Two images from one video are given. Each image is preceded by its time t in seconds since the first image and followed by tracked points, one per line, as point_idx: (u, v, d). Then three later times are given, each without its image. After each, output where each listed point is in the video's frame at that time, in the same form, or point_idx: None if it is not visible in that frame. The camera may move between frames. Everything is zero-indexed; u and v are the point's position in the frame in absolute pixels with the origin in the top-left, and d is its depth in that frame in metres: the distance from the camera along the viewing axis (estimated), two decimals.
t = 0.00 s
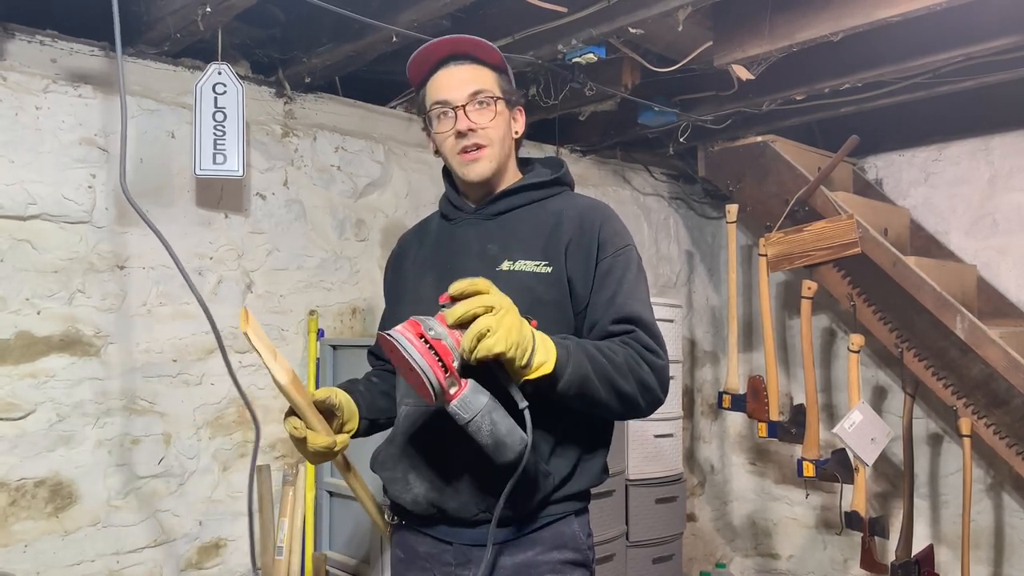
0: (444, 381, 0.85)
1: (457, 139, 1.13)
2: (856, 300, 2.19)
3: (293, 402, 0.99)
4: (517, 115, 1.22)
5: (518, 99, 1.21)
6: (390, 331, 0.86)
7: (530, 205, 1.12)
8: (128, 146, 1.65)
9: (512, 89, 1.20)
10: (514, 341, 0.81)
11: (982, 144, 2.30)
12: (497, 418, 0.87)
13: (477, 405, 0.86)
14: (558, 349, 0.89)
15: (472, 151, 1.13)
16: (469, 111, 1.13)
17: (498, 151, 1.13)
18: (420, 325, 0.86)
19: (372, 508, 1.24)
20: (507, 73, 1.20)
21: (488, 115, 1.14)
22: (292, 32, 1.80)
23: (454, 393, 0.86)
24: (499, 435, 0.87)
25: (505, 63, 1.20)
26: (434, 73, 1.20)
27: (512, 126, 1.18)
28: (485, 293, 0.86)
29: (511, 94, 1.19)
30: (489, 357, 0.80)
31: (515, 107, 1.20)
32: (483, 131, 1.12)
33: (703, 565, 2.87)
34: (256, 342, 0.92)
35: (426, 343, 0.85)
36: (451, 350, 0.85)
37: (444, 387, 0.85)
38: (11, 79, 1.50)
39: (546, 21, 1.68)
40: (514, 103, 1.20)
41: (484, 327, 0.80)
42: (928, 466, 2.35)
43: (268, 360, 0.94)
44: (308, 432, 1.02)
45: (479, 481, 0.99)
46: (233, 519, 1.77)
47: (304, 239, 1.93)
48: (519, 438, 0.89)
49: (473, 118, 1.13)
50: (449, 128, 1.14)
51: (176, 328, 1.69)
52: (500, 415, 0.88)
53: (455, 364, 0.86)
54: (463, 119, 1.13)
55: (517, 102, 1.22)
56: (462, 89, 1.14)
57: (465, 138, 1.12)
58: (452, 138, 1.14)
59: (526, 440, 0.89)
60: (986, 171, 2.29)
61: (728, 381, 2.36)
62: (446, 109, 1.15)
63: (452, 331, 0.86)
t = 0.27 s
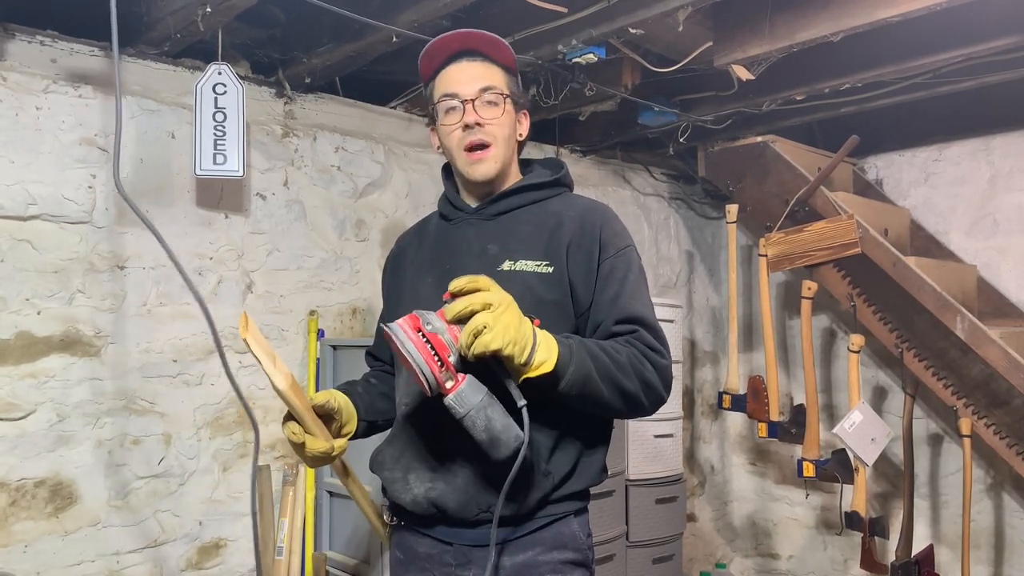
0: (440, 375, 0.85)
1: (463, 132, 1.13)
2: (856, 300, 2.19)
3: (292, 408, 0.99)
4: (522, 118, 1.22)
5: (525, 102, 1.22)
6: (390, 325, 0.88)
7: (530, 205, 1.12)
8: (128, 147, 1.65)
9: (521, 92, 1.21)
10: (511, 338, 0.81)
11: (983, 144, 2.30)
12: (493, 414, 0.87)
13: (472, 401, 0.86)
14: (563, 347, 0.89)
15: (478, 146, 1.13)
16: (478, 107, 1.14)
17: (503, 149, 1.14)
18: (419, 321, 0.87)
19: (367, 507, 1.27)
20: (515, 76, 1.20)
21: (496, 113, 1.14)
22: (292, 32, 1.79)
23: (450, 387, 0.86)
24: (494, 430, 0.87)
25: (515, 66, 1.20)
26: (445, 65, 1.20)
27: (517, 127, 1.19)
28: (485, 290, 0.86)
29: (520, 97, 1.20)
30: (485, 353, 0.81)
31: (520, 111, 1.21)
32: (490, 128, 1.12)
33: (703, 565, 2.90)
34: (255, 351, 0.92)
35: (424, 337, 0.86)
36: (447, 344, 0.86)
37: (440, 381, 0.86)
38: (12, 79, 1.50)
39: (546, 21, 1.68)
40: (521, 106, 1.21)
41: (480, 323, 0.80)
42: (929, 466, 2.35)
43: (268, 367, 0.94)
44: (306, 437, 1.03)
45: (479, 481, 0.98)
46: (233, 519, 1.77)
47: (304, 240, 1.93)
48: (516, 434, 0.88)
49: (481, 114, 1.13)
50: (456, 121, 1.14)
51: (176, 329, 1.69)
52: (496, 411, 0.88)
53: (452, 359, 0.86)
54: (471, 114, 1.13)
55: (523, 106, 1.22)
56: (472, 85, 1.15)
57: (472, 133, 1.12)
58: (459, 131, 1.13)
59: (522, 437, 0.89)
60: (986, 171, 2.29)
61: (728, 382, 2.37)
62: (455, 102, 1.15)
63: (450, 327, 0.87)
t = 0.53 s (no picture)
0: (453, 389, 0.84)
1: (461, 138, 1.13)
2: (855, 300, 2.19)
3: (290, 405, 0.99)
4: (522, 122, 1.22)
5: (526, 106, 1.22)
6: (398, 339, 0.86)
7: (530, 206, 1.12)
8: (128, 147, 1.65)
9: (523, 95, 1.20)
10: (523, 349, 0.81)
11: (983, 144, 2.30)
12: (506, 425, 0.87)
13: (485, 413, 0.86)
14: (567, 353, 0.89)
15: (476, 152, 1.13)
16: (477, 112, 1.13)
17: (501, 155, 1.14)
18: (428, 335, 0.86)
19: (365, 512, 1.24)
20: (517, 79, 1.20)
21: (495, 118, 1.14)
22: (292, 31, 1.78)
23: (462, 400, 0.85)
24: (508, 441, 0.87)
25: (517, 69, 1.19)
26: (447, 68, 1.20)
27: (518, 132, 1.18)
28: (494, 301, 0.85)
29: (521, 101, 1.19)
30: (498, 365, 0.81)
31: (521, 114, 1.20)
32: (488, 134, 1.12)
33: (703, 565, 2.91)
34: (257, 344, 0.92)
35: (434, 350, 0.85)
36: (459, 358, 0.84)
37: (453, 395, 0.85)
38: (12, 79, 1.50)
39: (546, 21, 1.68)
40: (523, 110, 1.20)
41: (492, 335, 0.80)
42: (928, 466, 2.35)
43: (269, 361, 0.94)
44: (304, 435, 1.03)
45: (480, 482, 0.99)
46: (233, 519, 1.77)
47: (304, 240, 1.94)
48: (528, 444, 0.89)
49: (479, 121, 1.13)
50: (455, 126, 1.14)
51: (176, 329, 1.70)
52: (509, 421, 0.88)
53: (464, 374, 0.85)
54: (469, 120, 1.13)
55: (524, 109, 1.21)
56: (471, 91, 1.14)
57: (470, 139, 1.12)
58: (457, 137, 1.13)
59: (535, 446, 0.89)
60: (986, 171, 2.29)
61: (728, 382, 2.36)
62: (454, 108, 1.15)
63: (461, 339, 0.85)
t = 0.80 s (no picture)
0: (464, 339, 0.81)
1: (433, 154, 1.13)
2: (855, 300, 2.19)
3: (288, 401, 0.98)
4: (511, 118, 1.16)
5: (511, 99, 1.16)
6: (413, 285, 0.84)
7: (530, 207, 1.12)
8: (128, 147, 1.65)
9: (503, 91, 1.15)
10: (534, 308, 0.80)
11: (983, 144, 2.30)
12: (510, 384, 0.85)
13: (492, 367, 0.83)
14: (575, 328, 0.87)
15: (449, 167, 1.12)
16: (444, 125, 1.11)
17: (476, 164, 1.12)
18: (443, 283, 0.83)
19: (363, 513, 1.43)
20: (494, 79, 1.14)
21: (462, 129, 1.11)
22: (293, 32, 1.80)
23: (470, 352, 0.83)
24: (510, 401, 0.85)
25: (491, 70, 1.13)
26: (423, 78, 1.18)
27: (500, 133, 1.14)
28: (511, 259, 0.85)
29: (500, 99, 1.14)
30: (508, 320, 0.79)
31: (505, 112, 1.15)
32: (457, 147, 1.11)
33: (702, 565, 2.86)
34: (251, 337, 0.91)
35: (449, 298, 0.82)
36: (472, 308, 0.82)
37: (463, 345, 0.82)
38: (12, 79, 1.50)
39: (547, 21, 1.69)
40: (506, 105, 1.15)
41: (508, 287, 0.79)
42: (928, 466, 2.35)
43: (264, 355, 0.93)
44: (302, 432, 1.01)
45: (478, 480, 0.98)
46: (232, 520, 1.77)
47: (305, 240, 1.94)
48: (529, 408, 0.87)
49: (445, 135, 1.11)
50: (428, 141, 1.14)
51: (176, 329, 1.70)
52: (513, 382, 0.85)
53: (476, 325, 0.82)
54: (436, 135, 1.11)
55: (511, 105, 1.15)
56: (439, 103, 1.13)
57: (440, 155, 1.12)
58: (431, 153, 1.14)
59: (534, 412, 0.88)
60: (986, 171, 2.29)
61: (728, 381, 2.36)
62: (425, 123, 1.15)
63: (475, 290, 0.83)
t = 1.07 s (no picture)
0: (453, 358, 0.82)
1: (436, 144, 1.12)
2: (855, 300, 2.19)
3: (289, 393, 0.98)
4: (511, 115, 1.17)
5: (513, 97, 1.17)
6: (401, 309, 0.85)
7: (527, 206, 1.12)
8: (127, 146, 1.65)
9: (507, 88, 1.15)
10: (522, 324, 0.79)
11: (983, 144, 2.30)
12: (504, 400, 0.85)
13: (483, 384, 0.84)
14: (569, 338, 0.88)
15: (453, 156, 1.11)
16: (449, 117, 1.11)
17: (478, 157, 1.12)
18: (431, 305, 0.84)
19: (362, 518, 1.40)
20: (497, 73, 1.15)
21: (467, 121, 1.11)
22: (292, 32, 1.80)
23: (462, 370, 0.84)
24: (505, 416, 0.86)
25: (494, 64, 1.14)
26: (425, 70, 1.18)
27: (500, 129, 1.15)
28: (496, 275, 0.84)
29: (503, 96, 1.14)
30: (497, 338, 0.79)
31: (506, 108, 1.16)
32: (462, 138, 1.10)
33: (702, 565, 2.85)
34: (257, 324, 0.92)
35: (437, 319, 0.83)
36: (460, 328, 0.83)
37: (453, 365, 0.83)
38: (12, 79, 1.50)
39: (547, 21, 1.68)
40: (507, 102, 1.15)
41: (493, 306, 0.79)
42: (928, 466, 2.35)
43: (269, 344, 0.94)
44: (302, 427, 1.00)
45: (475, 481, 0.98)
46: (231, 520, 1.77)
47: (305, 240, 1.94)
48: (525, 421, 0.88)
49: (451, 125, 1.11)
50: (431, 132, 1.13)
51: (176, 329, 1.70)
52: (508, 397, 0.86)
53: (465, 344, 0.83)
54: (442, 125, 1.11)
55: (512, 102, 1.17)
56: (444, 94, 1.12)
57: (445, 144, 1.11)
58: (434, 142, 1.12)
59: (531, 425, 0.89)
60: (986, 171, 2.29)
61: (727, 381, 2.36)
62: (429, 113, 1.14)
63: (463, 310, 0.84)
